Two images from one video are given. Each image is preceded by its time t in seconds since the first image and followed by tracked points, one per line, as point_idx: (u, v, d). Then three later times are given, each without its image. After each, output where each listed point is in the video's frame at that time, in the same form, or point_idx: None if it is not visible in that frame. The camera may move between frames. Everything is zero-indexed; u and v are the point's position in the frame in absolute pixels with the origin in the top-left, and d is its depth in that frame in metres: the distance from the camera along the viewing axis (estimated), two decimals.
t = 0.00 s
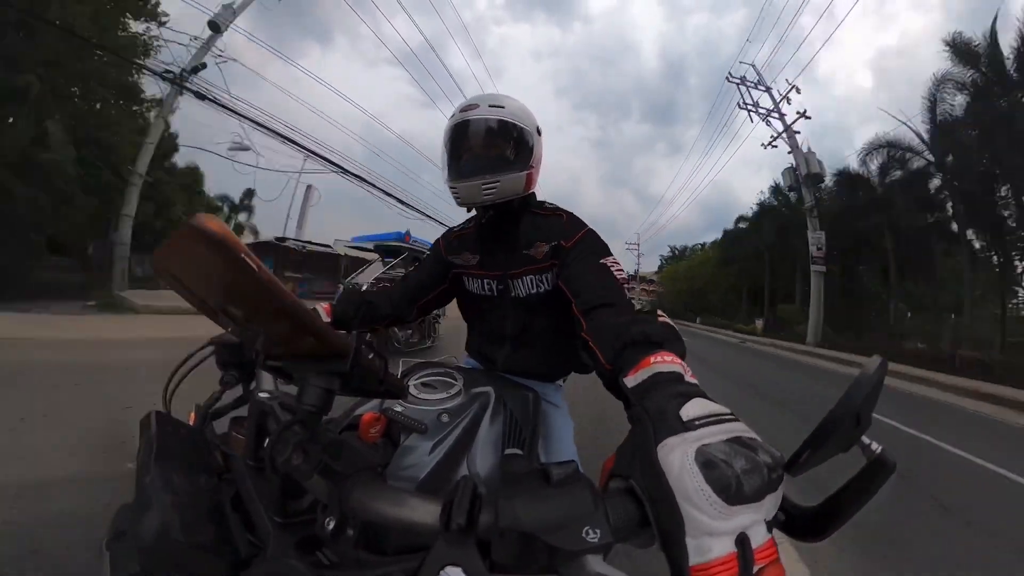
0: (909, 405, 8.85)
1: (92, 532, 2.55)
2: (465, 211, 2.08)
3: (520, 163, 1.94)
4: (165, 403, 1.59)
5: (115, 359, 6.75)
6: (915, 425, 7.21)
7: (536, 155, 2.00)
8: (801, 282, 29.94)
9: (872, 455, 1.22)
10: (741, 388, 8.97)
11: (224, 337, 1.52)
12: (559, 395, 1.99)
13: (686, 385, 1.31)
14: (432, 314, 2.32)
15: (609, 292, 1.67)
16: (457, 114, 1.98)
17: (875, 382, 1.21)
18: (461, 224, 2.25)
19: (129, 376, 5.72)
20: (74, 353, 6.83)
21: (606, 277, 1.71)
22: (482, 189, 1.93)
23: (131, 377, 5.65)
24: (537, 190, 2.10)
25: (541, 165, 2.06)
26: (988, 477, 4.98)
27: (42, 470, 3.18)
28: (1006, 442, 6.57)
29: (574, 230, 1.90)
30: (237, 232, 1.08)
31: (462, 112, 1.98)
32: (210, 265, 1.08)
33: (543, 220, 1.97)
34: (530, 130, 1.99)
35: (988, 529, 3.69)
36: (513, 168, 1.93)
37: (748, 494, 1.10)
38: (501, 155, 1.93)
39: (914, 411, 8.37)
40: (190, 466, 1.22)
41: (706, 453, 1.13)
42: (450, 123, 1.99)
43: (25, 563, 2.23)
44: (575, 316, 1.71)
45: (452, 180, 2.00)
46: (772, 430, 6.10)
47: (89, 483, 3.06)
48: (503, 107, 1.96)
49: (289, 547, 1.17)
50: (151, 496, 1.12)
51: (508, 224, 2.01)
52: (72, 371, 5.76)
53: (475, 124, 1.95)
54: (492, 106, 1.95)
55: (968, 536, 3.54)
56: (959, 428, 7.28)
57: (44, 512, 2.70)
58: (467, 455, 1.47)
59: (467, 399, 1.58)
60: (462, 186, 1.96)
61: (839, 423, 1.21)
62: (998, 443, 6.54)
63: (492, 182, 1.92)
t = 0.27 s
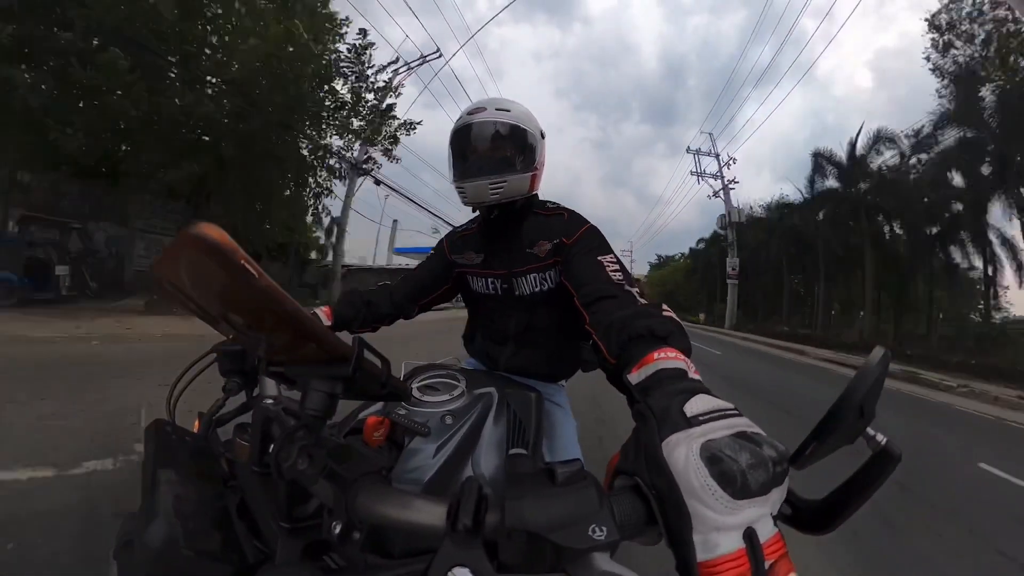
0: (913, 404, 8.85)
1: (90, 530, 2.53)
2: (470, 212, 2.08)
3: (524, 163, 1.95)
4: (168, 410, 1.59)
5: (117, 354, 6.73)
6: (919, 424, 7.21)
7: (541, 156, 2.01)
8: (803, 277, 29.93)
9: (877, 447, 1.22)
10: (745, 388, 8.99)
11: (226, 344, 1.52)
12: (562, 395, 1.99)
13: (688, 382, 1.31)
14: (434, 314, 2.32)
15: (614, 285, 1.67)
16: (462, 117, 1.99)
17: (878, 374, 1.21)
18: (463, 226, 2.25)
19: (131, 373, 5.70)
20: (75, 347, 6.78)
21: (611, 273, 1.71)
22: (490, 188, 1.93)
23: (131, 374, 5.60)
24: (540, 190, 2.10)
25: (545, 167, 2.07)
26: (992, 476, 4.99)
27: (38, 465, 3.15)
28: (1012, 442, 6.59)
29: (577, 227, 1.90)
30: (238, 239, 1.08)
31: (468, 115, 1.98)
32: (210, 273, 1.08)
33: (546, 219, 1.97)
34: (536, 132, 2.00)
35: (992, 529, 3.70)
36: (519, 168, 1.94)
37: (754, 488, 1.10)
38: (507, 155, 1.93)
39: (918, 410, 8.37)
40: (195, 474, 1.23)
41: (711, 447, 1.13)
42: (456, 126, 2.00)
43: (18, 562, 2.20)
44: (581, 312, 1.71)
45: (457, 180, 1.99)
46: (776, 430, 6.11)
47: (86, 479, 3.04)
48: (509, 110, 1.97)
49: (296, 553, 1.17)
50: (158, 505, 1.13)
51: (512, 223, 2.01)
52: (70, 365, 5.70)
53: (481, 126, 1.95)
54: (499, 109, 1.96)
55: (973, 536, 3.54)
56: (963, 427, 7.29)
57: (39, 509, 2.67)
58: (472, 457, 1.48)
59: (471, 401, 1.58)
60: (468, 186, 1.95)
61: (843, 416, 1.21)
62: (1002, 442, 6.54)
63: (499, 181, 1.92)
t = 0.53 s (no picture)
0: (914, 404, 8.89)
1: (93, 537, 2.53)
2: (469, 207, 2.07)
3: (523, 160, 1.94)
4: (174, 415, 1.60)
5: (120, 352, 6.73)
6: (921, 424, 7.24)
7: (541, 151, 2.00)
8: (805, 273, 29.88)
9: (882, 441, 1.22)
10: (747, 387, 9.04)
11: (229, 348, 1.52)
12: (566, 395, 1.99)
13: (689, 381, 1.31)
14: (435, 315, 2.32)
15: (617, 284, 1.66)
16: (461, 111, 1.98)
17: (880, 369, 1.21)
18: (465, 224, 2.25)
19: (136, 372, 5.73)
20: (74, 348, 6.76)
21: (613, 270, 1.71)
22: (490, 182, 1.92)
23: (132, 375, 5.59)
24: (541, 186, 2.09)
25: (545, 162, 2.05)
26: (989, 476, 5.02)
27: (39, 470, 3.14)
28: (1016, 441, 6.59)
29: (579, 224, 1.90)
30: (239, 244, 1.09)
31: (468, 109, 1.98)
32: (212, 278, 1.08)
33: (547, 216, 1.97)
34: (537, 127, 2.00)
35: (992, 528, 3.72)
36: (518, 162, 1.93)
37: (759, 483, 1.10)
38: (507, 150, 1.92)
39: (920, 410, 8.39)
40: (201, 477, 1.23)
41: (713, 442, 1.13)
42: (455, 120, 1.99)
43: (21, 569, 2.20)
44: (584, 311, 1.71)
45: (457, 175, 1.99)
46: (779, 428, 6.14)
47: (89, 485, 3.03)
48: (509, 104, 1.97)
49: (303, 554, 1.18)
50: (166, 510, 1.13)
51: (513, 221, 2.00)
52: (71, 365, 5.69)
53: (479, 119, 1.95)
54: (499, 104, 1.96)
55: (973, 535, 3.56)
56: (964, 427, 7.30)
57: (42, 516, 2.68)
58: (476, 456, 1.48)
59: (474, 399, 1.58)
60: (467, 179, 1.95)
61: (846, 411, 1.21)
62: (1003, 441, 6.56)
63: (499, 176, 1.92)
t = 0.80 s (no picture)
0: (916, 405, 8.90)
1: (94, 540, 2.52)
2: (470, 205, 2.07)
3: (524, 157, 1.94)
4: (178, 414, 1.61)
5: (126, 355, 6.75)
6: (923, 425, 7.24)
7: (541, 148, 2.00)
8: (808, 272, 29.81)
9: (887, 441, 1.22)
10: (750, 387, 9.05)
11: (233, 348, 1.53)
12: (568, 393, 1.99)
13: (692, 381, 1.31)
14: (436, 314, 2.32)
15: (619, 279, 1.67)
16: (462, 109, 1.98)
17: (886, 368, 1.20)
18: (465, 223, 2.25)
19: (140, 373, 5.76)
20: (78, 349, 6.75)
21: (615, 267, 1.71)
22: (491, 180, 1.92)
23: (134, 375, 5.58)
24: (541, 183, 2.09)
25: (545, 159, 2.05)
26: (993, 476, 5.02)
27: (39, 473, 3.12)
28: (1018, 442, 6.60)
29: (580, 222, 1.91)
30: (242, 244, 1.09)
31: (468, 107, 1.98)
32: (215, 278, 1.09)
33: (548, 214, 1.97)
34: (537, 124, 2.00)
35: (995, 529, 3.72)
36: (519, 159, 1.93)
37: (762, 483, 1.10)
38: (507, 148, 1.92)
39: (922, 411, 8.41)
40: (204, 476, 1.24)
41: (716, 442, 1.13)
42: (455, 119, 1.99)
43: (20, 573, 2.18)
44: (587, 309, 1.71)
45: (458, 173, 1.99)
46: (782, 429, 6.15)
47: (90, 488, 3.02)
48: (509, 102, 1.97)
49: (306, 553, 1.19)
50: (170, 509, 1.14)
51: (513, 219, 2.01)
52: (72, 366, 5.66)
53: (480, 117, 1.95)
54: (499, 101, 1.96)
55: (976, 536, 3.56)
56: (967, 428, 7.31)
57: (43, 519, 2.66)
58: (479, 455, 1.48)
59: (477, 399, 1.58)
60: (468, 177, 1.94)
61: (850, 410, 1.21)
62: (1005, 442, 6.57)
63: (500, 174, 1.92)
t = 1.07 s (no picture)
0: (920, 403, 8.84)
1: (92, 538, 2.51)
2: (475, 206, 2.07)
3: (529, 158, 1.94)
4: (179, 409, 1.61)
5: (130, 354, 6.79)
6: (927, 423, 7.18)
7: (547, 150, 2.00)
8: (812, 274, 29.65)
9: (887, 448, 1.21)
10: (752, 387, 9.01)
11: (235, 344, 1.53)
12: (567, 393, 1.99)
13: (693, 383, 1.31)
14: (438, 313, 2.32)
15: (621, 280, 1.67)
16: (469, 111, 1.99)
17: (888, 373, 1.20)
18: (469, 223, 2.26)
19: (144, 372, 5.79)
20: (81, 348, 6.77)
21: (618, 269, 1.71)
22: (497, 180, 1.92)
23: (135, 374, 5.58)
24: (546, 185, 2.09)
25: (551, 161, 2.05)
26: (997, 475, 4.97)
27: (40, 472, 3.12)
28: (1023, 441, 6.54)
29: (584, 224, 1.91)
30: (245, 240, 1.10)
31: (476, 109, 1.98)
32: (218, 273, 1.09)
33: (552, 216, 1.98)
34: (544, 127, 2.00)
35: (999, 529, 3.68)
36: (525, 161, 1.93)
37: (759, 491, 1.10)
38: (514, 149, 1.92)
39: (926, 409, 8.35)
40: (204, 472, 1.24)
41: (717, 448, 1.12)
42: (463, 120, 2.00)
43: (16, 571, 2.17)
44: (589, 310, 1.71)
45: (463, 173, 1.99)
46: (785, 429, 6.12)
47: (93, 484, 3.03)
48: (517, 104, 1.97)
49: (304, 549, 1.19)
50: (169, 504, 1.14)
51: (517, 220, 2.01)
52: (75, 366, 5.70)
53: (488, 118, 1.95)
54: (507, 104, 1.97)
55: (979, 535, 3.53)
56: (971, 427, 7.25)
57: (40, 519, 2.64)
58: (477, 455, 1.48)
59: (476, 398, 1.58)
60: (474, 178, 1.95)
61: (851, 414, 1.20)
62: (1010, 441, 6.51)
63: (505, 174, 1.92)
